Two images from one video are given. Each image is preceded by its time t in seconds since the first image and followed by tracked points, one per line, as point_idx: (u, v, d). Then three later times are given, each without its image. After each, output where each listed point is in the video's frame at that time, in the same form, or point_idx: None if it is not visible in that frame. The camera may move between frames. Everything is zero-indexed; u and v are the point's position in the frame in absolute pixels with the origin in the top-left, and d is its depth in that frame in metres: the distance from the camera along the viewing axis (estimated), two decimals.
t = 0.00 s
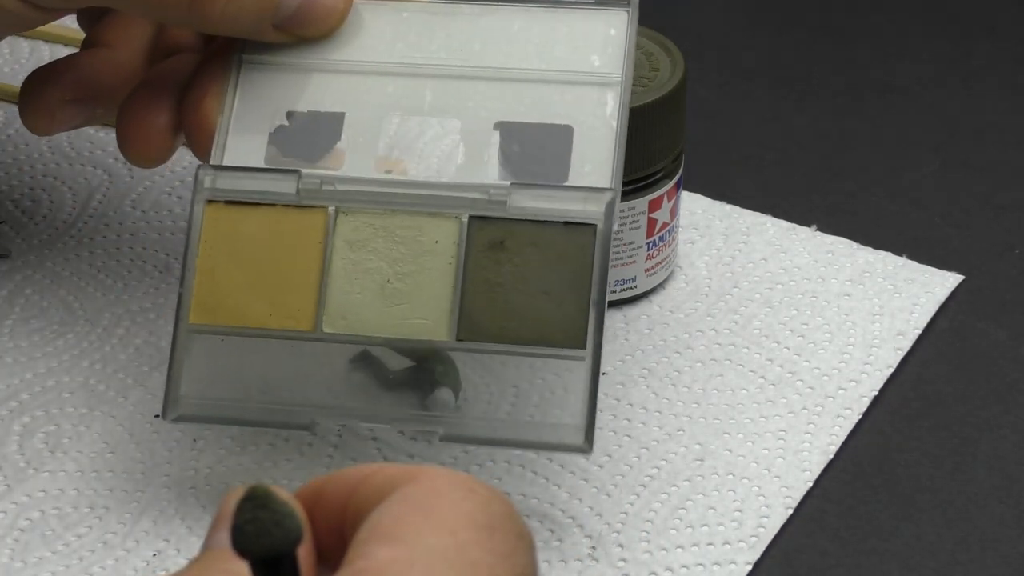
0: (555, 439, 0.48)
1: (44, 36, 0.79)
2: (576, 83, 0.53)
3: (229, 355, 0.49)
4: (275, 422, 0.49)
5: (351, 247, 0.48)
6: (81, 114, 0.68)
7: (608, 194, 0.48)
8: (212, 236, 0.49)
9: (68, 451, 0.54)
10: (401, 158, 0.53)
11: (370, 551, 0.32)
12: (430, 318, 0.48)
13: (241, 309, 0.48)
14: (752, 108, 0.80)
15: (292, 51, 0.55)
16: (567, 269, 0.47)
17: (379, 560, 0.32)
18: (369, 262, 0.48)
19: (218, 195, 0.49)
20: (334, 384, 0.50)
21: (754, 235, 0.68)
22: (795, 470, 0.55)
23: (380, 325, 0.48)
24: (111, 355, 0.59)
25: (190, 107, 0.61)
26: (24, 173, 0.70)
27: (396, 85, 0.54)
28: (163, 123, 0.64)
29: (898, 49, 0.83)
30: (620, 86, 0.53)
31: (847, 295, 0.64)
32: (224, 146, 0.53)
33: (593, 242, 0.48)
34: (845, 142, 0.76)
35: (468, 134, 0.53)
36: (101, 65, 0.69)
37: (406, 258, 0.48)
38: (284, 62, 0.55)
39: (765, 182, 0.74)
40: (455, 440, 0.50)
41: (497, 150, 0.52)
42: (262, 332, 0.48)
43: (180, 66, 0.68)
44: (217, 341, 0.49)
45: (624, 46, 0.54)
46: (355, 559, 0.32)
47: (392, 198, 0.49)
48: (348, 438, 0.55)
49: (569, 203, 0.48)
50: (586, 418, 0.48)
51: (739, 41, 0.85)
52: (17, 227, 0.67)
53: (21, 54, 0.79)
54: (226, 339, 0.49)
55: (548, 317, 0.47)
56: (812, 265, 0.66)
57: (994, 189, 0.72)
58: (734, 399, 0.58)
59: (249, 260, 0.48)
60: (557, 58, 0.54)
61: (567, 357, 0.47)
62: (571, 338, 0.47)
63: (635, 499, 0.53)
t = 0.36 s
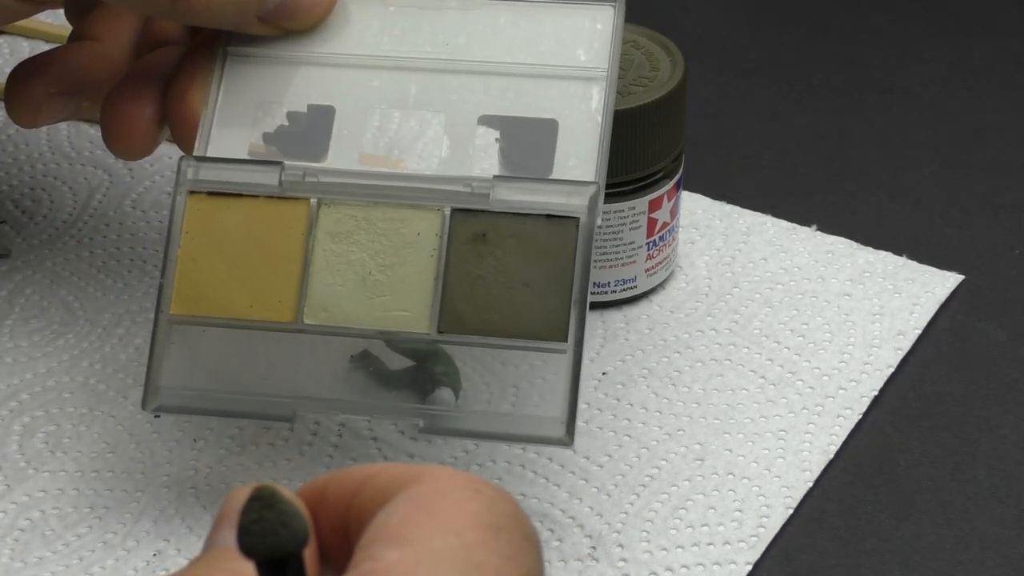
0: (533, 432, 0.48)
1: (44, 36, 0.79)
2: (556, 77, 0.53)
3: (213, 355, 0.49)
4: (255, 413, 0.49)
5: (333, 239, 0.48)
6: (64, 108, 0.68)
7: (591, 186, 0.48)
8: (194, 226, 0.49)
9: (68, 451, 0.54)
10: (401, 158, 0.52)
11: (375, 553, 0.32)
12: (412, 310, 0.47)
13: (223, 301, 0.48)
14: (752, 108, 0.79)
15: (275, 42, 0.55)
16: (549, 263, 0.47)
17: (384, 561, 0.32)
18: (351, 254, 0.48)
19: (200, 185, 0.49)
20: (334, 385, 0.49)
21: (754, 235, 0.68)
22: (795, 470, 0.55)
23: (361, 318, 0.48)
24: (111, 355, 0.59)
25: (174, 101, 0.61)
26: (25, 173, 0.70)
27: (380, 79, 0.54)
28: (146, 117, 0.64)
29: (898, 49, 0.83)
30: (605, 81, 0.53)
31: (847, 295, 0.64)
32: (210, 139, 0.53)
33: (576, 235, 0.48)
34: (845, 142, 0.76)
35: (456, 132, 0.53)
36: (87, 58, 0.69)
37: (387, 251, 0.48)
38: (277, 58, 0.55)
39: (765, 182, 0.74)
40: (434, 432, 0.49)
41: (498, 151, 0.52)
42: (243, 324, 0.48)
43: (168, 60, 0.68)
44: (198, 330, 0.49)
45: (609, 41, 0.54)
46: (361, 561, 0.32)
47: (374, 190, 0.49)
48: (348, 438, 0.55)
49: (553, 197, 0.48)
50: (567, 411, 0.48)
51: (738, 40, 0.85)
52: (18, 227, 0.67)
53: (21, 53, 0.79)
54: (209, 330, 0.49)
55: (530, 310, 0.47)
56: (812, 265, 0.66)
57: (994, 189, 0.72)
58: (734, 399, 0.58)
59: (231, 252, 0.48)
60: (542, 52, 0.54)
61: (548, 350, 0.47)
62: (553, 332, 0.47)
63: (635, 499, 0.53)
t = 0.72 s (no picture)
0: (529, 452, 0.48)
1: (44, 36, 0.79)
2: (556, 92, 0.53)
3: (209, 354, 0.49)
4: (250, 427, 0.49)
5: (329, 253, 0.48)
6: (63, 116, 0.67)
7: (588, 204, 0.48)
8: (189, 238, 0.49)
9: (68, 451, 0.54)
10: (401, 159, 0.52)
11: (375, 553, 0.32)
12: (409, 326, 0.47)
13: (217, 314, 0.48)
14: (751, 107, 0.80)
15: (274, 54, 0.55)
16: (546, 278, 0.47)
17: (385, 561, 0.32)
18: (347, 268, 0.48)
19: (196, 196, 0.50)
20: (333, 386, 0.49)
21: (754, 235, 0.68)
22: (794, 470, 0.55)
23: (354, 333, 0.48)
24: (111, 355, 0.59)
25: (172, 107, 0.61)
26: (25, 173, 0.70)
27: (379, 92, 0.54)
28: (146, 124, 0.64)
29: (898, 48, 0.83)
30: (604, 96, 0.53)
31: (847, 295, 0.64)
32: (207, 150, 0.53)
33: (574, 253, 0.48)
34: (845, 142, 0.76)
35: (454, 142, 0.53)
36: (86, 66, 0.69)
37: (383, 265, 0.48)
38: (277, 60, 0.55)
39: (765, 182, 0.74)
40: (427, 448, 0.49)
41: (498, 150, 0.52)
42: (238, 336, 0.48)
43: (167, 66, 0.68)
44: (192, 341, 0.49)
45: (609, 57, 0.53)
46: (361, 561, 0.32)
47: (370, 206, 0.49)
48: (348, 438, 0.55)
49: (550, 214, 0.48)
50: (562, 431, 0.48)
51: (738, 40, 0.85)
52: (18, 227, 0.67)
53: (21, 54, 0.79)
54: (203, 342, 0.49)
55: (525, 327, 0.47)
56: (812, 265, 0.66)
57: (994, 189, 0.72)
58: (734, 399, 0.58)
59: (227, 265, 0.48)
60: (542, 64, 0.54)
61: (543, 368, 0.47)
62: (548, 350, 0.47)
63: (635, 499, 0.53)
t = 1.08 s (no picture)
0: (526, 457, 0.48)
1: (44, 37, 0.79)
2: (553, 96, 0.53)
3: (206, 355, 0.49)
4: (242, 433, 0.49)
5: (324, 257, 0.48)
6: (60, 117, 0.67)
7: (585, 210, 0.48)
8: (184, 241, 0.49)
9: (68, 451, 0.54)
10: (401, 159, 0.54)
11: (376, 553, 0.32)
12: (402, 331, 0.47)
13: (210, 318, 0.48)
14: (752, 107, 0.79)
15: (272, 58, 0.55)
16: (540, 285, 0.47)
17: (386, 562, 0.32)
18: (341, 273, 0.48)
19: (192, 201, 0.50)
20: (333, 386, 0.49)
21: (754, 235, 0.68)
22: (795, 470, 0.55)
23: (348, 338, 0.47)
24: (111, 355, 0.59)
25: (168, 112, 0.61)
26: (25, 173, 0.70)
27: (377, 96, 0.54)
28: (141, 127, 0.64)
29: (898, 48, 0.83)
30: (603, 102, 0.53)
31: (847, 295, 0.64)
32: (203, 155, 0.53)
33: (568, 260, 0.48)
34: (845, 142, 0.76)
35: (452, 143, 0.53)
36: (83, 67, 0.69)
37: (378, 270, 0.48)
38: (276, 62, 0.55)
39: (765, 182, 0.74)
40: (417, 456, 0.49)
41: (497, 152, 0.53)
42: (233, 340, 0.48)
43: (165, 68, 0.68)
44: (185, 346, 0.49)
45: (608, 63, 0.53)
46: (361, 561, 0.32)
47: (366, 211, 0.49)
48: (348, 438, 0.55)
49: (549, 220, 0.48)
50: (554, 439, 0.47)
51: (738, 40, 0.85)
52: (18, 227, 0.67)
53: (21, 54, 0.79)
54: (197, 348, 0.49)
55: (518, 332, 0.47)
56: (812, 265, 0.66)
57: (994, 189, 0.72)
58: (734, 399, 0.58)
59: (222, 268, 0.48)
60: (539, 68, 0.54)
61: (535, 375, 0.47)
62: (541, 356, 0.47)
63: (635, 499, 0.53)
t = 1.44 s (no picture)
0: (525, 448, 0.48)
1: (45, 36, 0.79)
2: (551, 87, 0.53)
3: (204, 351, 0.49)
4: (239, 423, 0.49)
5: (322, 248, 0.48)
6: (56, 110, 0.68)
7: (582, 200, 0.48)
8: (182, 233, 0.49)
9: (68, 451, 0.54)
10: (401, 158, 0.52)
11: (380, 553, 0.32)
12: (399, 322, 0.47)
13: (209, 310, 0.48)
14: (752, 107, 0.79)
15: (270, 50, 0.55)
16: (539, 276, 0.47)
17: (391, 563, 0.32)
18: (339, 264, 0.48)
19: (189, 192, 0.50)
20: (333, 385, 0.49)
21: (754, 235, 0.68)
22: (794, 470, 0.55)
23: (347, 328, 0.48)
24: (111, 355, 0.59)
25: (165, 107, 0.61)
26: (25, 174, 0.70)
27: (375, 87, 0.54)
28: (139, 119, 0.64)
29: (898, 48, 0.83)
30: (601, 93, 0.53)
31: (847, 295, 0.64)
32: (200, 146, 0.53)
33: (566, 248, 0.48)
34: (845, 142, 0.76)
35: (451, 136, 0.53)
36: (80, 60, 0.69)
37: (376, 261, 0.48)
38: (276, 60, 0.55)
39: (765, 182, 0.74)
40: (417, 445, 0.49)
41: (497, 150, 0.52)
42: (231, 332, 0.48)
43: (162, 62, 0.68)
44: (183, 338, 0.49)
45: (606, 54, 0.53)
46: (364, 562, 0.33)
47: (364, 200, 0.49)
48: (348, 438, 0.55)
49: (545, 210, 0.48)
50: (554, 427, 0.47)
51: (738, 40, 0.85)
52: (18, 227, 0.67)
53: (22, 53, 0.79)
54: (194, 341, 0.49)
55: (516, 322, 0.47)
56: (812, 265, 0.66)
57: (994, 189, 0.72)
58: (734, 399, 0.58)
59: (220, 260, 0.48)
60: (537, 60, 0.54)
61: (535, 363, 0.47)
62: (541, 344, 0.47)
63: (635, 499, 0.53)
